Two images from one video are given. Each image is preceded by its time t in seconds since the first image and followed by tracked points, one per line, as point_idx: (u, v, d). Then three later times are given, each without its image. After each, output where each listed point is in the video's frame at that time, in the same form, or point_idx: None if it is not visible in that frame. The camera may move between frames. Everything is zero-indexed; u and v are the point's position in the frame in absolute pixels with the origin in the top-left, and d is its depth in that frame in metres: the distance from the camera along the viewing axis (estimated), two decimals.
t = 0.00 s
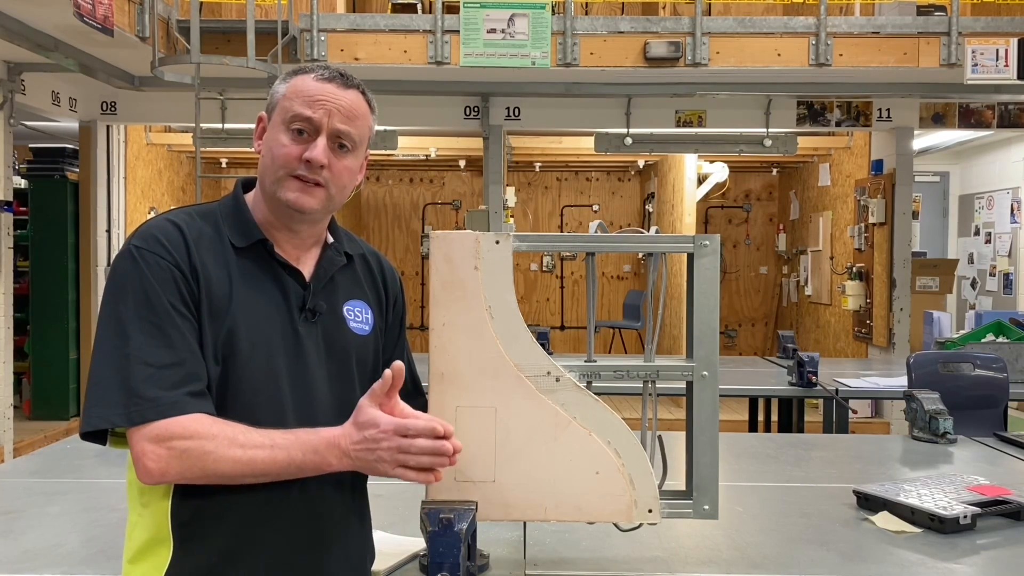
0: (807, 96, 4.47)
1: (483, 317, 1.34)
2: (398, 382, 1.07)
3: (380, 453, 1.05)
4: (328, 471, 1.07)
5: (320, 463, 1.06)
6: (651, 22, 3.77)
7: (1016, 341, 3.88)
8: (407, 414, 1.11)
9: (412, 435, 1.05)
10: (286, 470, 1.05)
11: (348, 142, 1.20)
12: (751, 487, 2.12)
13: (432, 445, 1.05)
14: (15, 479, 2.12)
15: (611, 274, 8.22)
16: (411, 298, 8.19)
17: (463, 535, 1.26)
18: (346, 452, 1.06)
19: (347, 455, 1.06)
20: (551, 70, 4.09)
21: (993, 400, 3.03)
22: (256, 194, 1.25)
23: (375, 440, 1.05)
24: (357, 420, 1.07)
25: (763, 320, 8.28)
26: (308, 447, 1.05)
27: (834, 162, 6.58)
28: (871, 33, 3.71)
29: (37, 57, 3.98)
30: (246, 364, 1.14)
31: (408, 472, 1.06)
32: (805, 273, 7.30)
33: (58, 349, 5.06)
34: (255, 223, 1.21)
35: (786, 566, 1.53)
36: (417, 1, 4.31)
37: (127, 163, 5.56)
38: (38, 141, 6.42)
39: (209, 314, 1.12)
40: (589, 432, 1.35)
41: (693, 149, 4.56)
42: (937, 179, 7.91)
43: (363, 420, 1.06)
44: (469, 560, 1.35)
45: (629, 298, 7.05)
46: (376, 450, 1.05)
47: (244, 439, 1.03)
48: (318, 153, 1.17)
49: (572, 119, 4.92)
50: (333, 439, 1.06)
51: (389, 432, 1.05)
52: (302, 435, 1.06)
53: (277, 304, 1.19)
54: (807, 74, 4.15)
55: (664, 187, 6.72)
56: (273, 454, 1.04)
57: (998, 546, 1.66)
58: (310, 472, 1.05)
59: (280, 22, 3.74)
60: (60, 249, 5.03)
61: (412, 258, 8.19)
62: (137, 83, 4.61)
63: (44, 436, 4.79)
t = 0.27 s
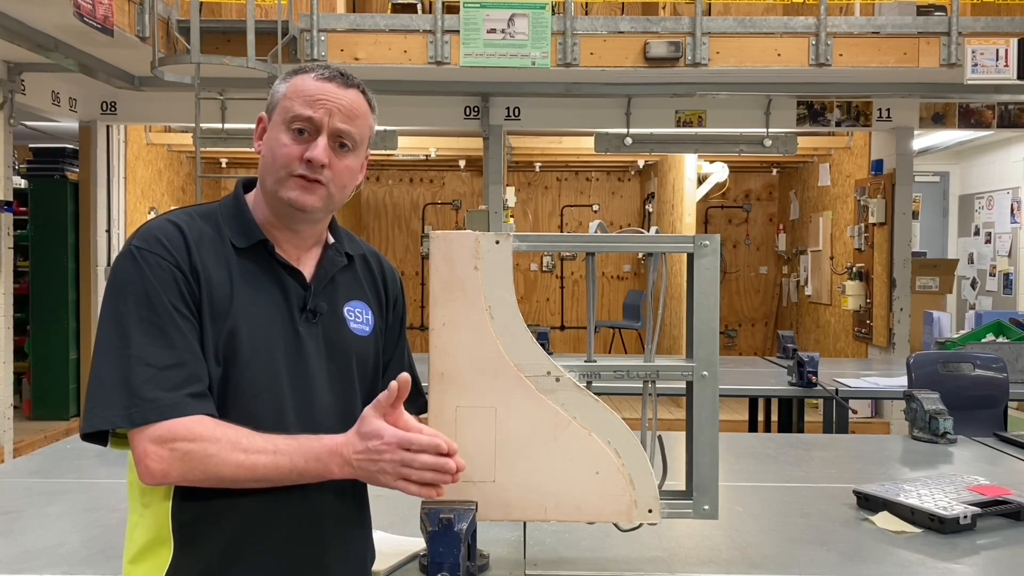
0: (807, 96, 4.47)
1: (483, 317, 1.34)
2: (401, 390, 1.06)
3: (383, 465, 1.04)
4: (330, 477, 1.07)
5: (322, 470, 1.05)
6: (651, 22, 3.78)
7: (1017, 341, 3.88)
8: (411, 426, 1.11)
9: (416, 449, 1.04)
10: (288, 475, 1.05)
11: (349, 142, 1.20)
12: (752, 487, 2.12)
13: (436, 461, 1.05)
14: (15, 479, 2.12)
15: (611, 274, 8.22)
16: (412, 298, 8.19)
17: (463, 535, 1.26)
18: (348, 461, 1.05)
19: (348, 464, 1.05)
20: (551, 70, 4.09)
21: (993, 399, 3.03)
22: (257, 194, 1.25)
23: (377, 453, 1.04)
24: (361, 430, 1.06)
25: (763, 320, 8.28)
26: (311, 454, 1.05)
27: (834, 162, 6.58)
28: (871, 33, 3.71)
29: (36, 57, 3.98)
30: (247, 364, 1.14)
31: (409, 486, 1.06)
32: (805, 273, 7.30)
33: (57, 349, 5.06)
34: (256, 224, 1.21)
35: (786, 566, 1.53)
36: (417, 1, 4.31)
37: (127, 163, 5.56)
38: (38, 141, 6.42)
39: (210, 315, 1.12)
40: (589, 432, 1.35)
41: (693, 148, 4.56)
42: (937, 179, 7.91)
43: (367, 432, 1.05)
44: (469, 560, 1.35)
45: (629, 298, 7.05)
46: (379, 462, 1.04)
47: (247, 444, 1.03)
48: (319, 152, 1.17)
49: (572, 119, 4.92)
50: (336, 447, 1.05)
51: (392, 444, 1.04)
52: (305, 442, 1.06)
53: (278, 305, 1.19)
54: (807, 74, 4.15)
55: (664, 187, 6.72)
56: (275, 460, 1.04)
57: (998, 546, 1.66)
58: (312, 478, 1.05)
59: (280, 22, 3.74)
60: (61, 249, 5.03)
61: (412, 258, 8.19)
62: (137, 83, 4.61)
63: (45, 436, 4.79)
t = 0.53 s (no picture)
0: (807, 96, 4.47)
1: (483, 317, 1.34)
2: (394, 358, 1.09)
3: (384, 432, 1.05)
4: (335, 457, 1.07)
5: (325, 450, 1.06)
6: (651, 22, 3.78)
7: (1017, 341, 3.88)
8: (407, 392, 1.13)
9: (414, 409, 1.06)
10: (293, 459, 1.05)
11: (351, 139, 1.20)
12: (751, 487, 2.12)
13: (436, 417, 1.07)
14: (16, 479, 2.12)
15: (611, 274, 8.22)
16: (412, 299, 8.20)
17: (463, 534, 1.26)
18: (351, 435, 1.06)
19: (351, 439, 1.06)
20: (551, 70, 4.09)
21: (993, 399, 3.03)
22: (258, 194, 1.25)
23: (378, 420, 1.05)
24: (359, 402, 1.07)
25: (763, 320, 8.28)
26: (312, 433, 1.05)
27: (834, 162, 6.58)
28: (871, 33, 3.71)
29: (36, 57, 3.98)
30: (249, 364, 1.14)
31: (413, 447, 1.08)
32: (805, 273, 7.30)
33: (57, 349, 5.06)
34: (258, 224, 1.21)
35: (786, 566, 1.53)
36: (417, 1, 4.31)
37: (127, 163, 5.57)
38: (38, 141, 6.42)
39: (212, 315, 1.12)
40: (589, 432, 1.35)
41: (693, 149, 4.55)
42: (937, 179, 7.91)
43: (365, 401, 1.07)
44: (469, 561, 1.35)
45: (629, 298, 7.05)
46: (380, 430, 1.05)
47: (248, 433, 1.04)
48: (321, 149, 1.16)
49: (571, 119, 4.92)
50: (337, 423, 1.06)
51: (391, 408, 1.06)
52: (305, 422, 1.06)
53: (279, 306, 1.19)
54: (807, 74, 4.14)
55: (664, 187, 6.72)
56: (279, 444, 1.04)
57: (998, 546, 1.66)
58: (316, 458, 1.06)
59: (280, 22, 3.74)
60: (61, 249, 5.03)
61: (412, 258, 8.19)
62: (137, 83, 4.61)
63: (45, 436, 4.79)
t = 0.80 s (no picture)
0: (807, 96, 4.47)
1: (483, 318, 1.34)
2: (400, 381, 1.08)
3: (387, 455, 1.05)
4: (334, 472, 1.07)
5: (326, 464, 1.06)
6: (651, 22, 3.78)
7: (1017, 341, 3.88)
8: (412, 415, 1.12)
9: (419, 437, 1.06)
10: (293, 471, 1.05)
11: (352, 140, 1.20)
12: (751, 487, 2.12)
13: (440, 447, 1.06)
14: (16, 479, 2.12)
15: (611, 274, 8.22)
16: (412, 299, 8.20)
17: (463, 534, 1.26)
18: (352, 453, 1.06)
19: (352, 456, 1.06)
20: (551, 70, 4.09)
21: (993, 399, 3.03)
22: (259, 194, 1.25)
23: (381, 444, 1.05)
24: (363, 421, 1.07)
25: (763, 320, 8.28)
26: (315, 448, 1.05)
27: (834, 162, 6.58)
28: (871, 33, 3.71)
29: (36, 57, 3.98)
30: (250, 363, 1.14)
31: (413, 474, 1.07)
32: (805, 273, 7.30)
33: (58, 349, 5.06)
34: (259, 224, 1.21)
35: (786, 566, 1.53)
36: (417, 1, 4.31)
37: (127, 163, 5.56)
38: (38, 141, 6.42)
39: (214, 315, 1.12)
40: (589, 432, 1.35)
41: (693, 148, 4.55)
42: (937, 179, 7.91)
43: (369, 423, 1.06)
44: (469, 560, 1.35)
45: (629, 298, 7.05)
46: (382, 452, 1.05)
47: (250, 440, 1.04)
48: (323, 150, 1.16)
49: (571, 119, 4.92)
50: (340, 439, 1.06)
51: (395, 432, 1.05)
52: (308, 435, 1.06)
53: (280, 306, 1.19)
54: (807, 74, 4.14)
55: (664, 187, 6.72)
56: (280, 456, 1.04)
57: (998, 546, 1.66)
58: (316, 472, 1.06)
59: (280, 22, 3.74)
60: (61, 249, 5.03)
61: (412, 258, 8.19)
62: (137, 83, 4.61)
63: (45, 436, 4.79)
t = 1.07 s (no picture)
0: (807, 96, 4.47)
1: (483, 318, 1.34)
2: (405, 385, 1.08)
3: (388, 459, 1.05)
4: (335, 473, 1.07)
5: (328, 466, 1.06)
6: (651, 22, 3.78)
7: (1017, 341, 3.88)
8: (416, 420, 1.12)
9: (422, 443, 1.05)
10: (294, 473, 1.05)
11: (353, 138, 1.20)
12: (751, 487, 2.12)
13: (443, 454, 1.06)
14: (16, 479, 2.12)
15: (611, 274, 8.22)
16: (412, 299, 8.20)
17: (463, 534, 1.26)
18: (354, 456, 1.06)
19: (355, 459, 1.06)
20: (551, 70, 4.09)
21: (993, 399, 3.03)
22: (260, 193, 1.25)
23: (385, 449, 1.05)
24: (366, 425, 1.07)
25: (762, 320, 8.28)
26: (317, 450, 1.05)
27: (834, 162, 6.58)
28: (871, 33, 3.71)
29: (37, 56, 3.98)
30: (251, 364, 1.14)
31: (415, 480, 1.06)
32: (805, 273, 7.30)
33: (57, 349, 5.06)
34: (259, 224, 1.21)
35: (786, 566, 1.53)
36: (417, 1, 4.31)
37: (127, 163, 5.56)
38: (38, 141, 6.42)
39: (214, 316, 1.12)
40: (589, 432, 1.35)
41: (693, 148, 4.55)
42: (937, 179, 7.92)
43: (372, 428, 1.06)
44: (469, 560, 1.35)
45: (629, 298, 7.05)
46: (385, 456, 1.05)
47: (252, 442, 1.04)
48: (324, 148, 1.16)
49: (571, 119, 4.92)
50: (342, 443, 1.06)
51: (398, 436, 1.05)
52: (310, 437, 1.06)
53: (281, 306, 1.19)
54: (807, 74, 4.14)
55: (664, 187, 6.72)
56: (282, 458, 1.04)
57: (998, 546, 1.66)
58: (318, 473, 1.05)
59: (280, 22, 3.74)
60: (61, 249, 5.03)
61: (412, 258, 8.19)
62: (137, 83, 4.61)
63: (44, 436, 4.79)
